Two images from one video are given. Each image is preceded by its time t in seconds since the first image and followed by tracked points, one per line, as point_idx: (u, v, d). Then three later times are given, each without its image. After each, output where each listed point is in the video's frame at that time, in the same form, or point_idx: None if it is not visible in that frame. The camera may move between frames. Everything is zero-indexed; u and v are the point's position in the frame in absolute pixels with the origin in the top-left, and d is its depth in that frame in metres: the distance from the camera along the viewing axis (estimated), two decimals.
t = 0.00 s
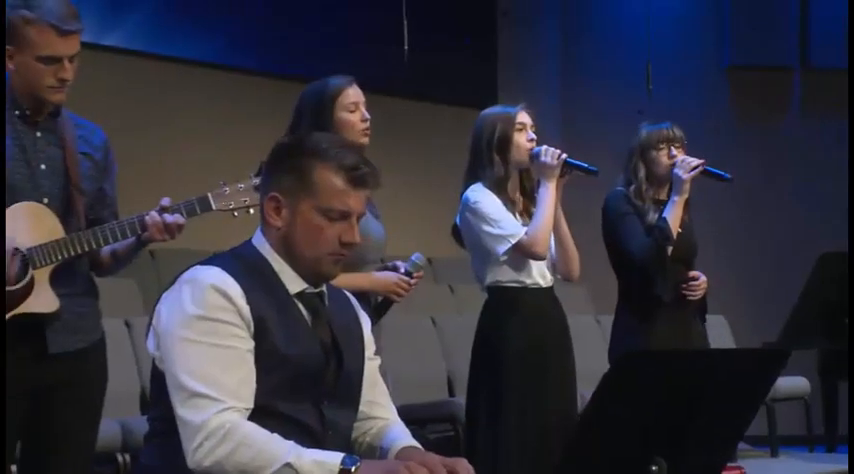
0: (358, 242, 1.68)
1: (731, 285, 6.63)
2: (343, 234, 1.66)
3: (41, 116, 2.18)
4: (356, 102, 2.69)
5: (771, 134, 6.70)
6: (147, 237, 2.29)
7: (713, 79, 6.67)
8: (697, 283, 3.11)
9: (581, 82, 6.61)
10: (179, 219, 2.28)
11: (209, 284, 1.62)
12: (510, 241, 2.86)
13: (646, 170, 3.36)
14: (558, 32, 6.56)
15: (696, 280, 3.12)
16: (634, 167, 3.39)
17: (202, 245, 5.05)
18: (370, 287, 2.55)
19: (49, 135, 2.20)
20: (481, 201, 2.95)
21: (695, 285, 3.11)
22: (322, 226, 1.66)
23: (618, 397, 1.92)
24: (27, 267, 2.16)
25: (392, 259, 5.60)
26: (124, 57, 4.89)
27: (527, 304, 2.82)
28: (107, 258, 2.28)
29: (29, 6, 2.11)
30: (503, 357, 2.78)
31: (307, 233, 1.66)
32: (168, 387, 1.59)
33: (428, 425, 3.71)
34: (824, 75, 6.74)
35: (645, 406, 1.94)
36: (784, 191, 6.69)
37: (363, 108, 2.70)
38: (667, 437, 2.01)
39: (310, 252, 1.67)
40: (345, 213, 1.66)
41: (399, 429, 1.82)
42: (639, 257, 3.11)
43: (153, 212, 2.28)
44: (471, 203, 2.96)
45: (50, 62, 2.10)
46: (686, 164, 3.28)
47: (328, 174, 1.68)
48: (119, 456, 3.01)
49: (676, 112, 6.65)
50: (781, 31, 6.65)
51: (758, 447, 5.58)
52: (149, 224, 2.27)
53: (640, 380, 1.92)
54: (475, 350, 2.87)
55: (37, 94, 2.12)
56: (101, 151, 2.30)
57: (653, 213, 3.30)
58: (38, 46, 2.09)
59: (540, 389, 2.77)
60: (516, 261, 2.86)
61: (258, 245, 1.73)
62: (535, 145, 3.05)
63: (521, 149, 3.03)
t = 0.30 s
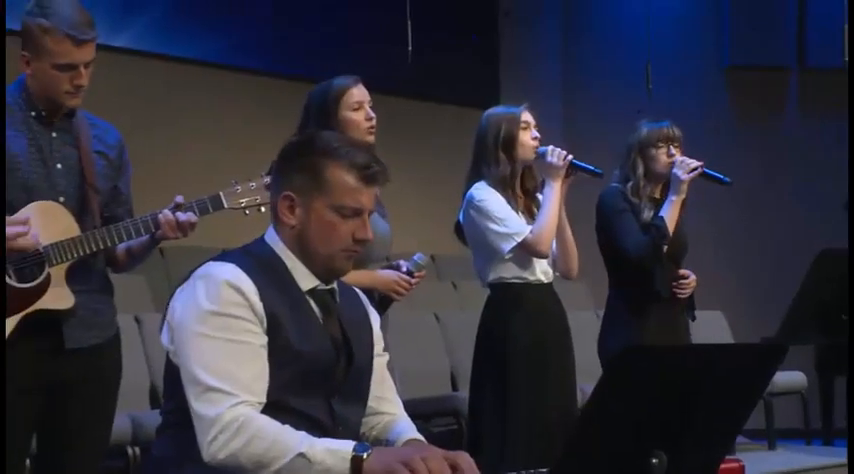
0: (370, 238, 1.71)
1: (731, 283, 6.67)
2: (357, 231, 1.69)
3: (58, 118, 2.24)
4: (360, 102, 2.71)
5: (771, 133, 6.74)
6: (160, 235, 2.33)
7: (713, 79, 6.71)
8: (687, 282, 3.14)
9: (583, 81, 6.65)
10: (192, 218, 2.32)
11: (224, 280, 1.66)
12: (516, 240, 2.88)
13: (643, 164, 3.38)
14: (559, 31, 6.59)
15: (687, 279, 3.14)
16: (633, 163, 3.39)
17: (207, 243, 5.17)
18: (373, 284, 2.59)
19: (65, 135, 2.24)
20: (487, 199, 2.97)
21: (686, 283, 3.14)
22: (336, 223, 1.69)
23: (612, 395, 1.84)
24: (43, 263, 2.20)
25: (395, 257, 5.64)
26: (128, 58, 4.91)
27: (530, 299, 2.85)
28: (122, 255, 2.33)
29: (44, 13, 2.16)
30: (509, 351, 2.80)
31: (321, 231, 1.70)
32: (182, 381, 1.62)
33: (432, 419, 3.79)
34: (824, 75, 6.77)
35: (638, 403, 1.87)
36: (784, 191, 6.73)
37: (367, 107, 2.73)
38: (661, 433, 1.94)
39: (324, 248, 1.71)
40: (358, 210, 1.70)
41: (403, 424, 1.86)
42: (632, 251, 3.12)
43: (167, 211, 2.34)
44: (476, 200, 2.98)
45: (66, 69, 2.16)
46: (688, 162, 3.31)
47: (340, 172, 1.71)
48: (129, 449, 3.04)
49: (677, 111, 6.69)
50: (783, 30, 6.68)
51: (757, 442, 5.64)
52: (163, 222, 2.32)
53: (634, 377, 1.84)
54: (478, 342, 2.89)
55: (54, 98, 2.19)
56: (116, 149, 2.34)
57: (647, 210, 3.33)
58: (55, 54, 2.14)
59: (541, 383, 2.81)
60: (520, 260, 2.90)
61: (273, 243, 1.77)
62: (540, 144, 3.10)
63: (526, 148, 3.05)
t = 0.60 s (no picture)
0: (395, 248, 1.78)
1: (732, 281, 6.71)
2: (382, 242, 1.75)
3: (72, 119, 2.30)
4: (365, 101, 2.76)
5: (771, 132, 6.76)
6: (172, 234, 2.38)
7: (713, 78, 6.73)
8: (683, 280, 3.21)
9: (582, 81, 6.73)
10: (202, 218, 2.37)
11: (245, 280, 1.73)
12: (522, 237, 2.92)
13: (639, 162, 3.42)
14: (560, 34, 6.73)
15: (683, 276, 3.21)
16: (629, 161, 3.43)
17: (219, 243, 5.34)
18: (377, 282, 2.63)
19: (78, 135, 2.30)
20: (493, 198, 3.01)
21: (683, 280, 3.22)
22: (363, 233, 1.75)
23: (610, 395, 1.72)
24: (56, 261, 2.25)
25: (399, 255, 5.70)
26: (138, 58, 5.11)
27: (535, 296, 2.90)
28: (135, 252, 2.40)
29: (57, 16, 2.22)
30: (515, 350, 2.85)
31: (349, 240, 1.76)
32: (199, 377, 1.69)
33: (435, 414, 3.83)
34: (824, 75, 6.78)
35: (639, 403, 1.76)
36: (784, 191, 6.74)
37: (371, 105, 2.78)
38: (661, 435, 1.83)
39: (351, 257, 1.76)
40: (386, 222, 1.76)
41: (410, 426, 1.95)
42: (631, 250, 3.13)
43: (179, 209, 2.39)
44: (482, 199, 3.02)
45: (80, 70, 2.21)
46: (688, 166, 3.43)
47: (370, 184, 1.76)
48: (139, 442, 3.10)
49: (678, 110, 6.71)
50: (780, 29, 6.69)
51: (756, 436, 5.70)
52: (175, 221, 2.37)
53: (632, 375, 1.74)
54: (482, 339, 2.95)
55: (68, 99, 2.24)
56: (128, 151, 2.41)
57: (641, 209, 3.34)
58: (68, 55, 2.20)
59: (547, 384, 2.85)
60: (526, 257, 2.94)
61: (300, 248, 1.83)
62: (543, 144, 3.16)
63: (531, 147, 3.09)
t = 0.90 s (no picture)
0: (415, 247, 1.85)
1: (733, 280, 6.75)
2: (404, 241, 1.83)
3: (81, 120, 2.38)
4: (376, 103, 2.83)
5: (771, 133, 6.80)
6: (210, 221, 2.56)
7: (714, 78, 6.78)
8: (682, 275, 3.26)
9: (584, 79, 6.77)
10: (247, 206, 2.57)
11: (266, 279, 1.80)
12: (524, 238, 2.95)
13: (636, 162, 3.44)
14: (565, 34, 6.72)
15: (681, 272, 3.26)
16: (626, 160, 3.45)
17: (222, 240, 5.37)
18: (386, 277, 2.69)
19: (88, 135, 2.38)
20: (497, 199, 3.04)
21: (682, 276, 3.26)
22: (384, 233, 1.82)
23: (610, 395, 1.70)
24: (70, 258, 2.30)
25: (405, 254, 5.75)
26: (141, 58, 5.23)
27: (538, 294, 2.93)
28: (153, 245, 2.51)
29: (62, 21, 2.30)
30: (517, 350, 2.88)
31: (370, 238, 1.83)
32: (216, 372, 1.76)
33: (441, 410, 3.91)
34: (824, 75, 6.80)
35: (638, 403, 1.74)
36: (784, 191, 6.78)
37: (381, 107, 2.84)
38: (663, 431, 1.82)
39: (373, 256, 1.84)
40: (406, 222, 1.83)
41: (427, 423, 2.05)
42: (630, 248, 3.15)
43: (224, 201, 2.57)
44: (487, 200, 3.06)
45: (86, 72, 2.30)
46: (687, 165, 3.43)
47: (390, 184, 1.83)
48: (152, 438, 3.19)
49: (678, 111, 6.77)
50: (782, 30, 6.73)
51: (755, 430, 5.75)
52: (219, 211, 2.55)
53: (632, 375, 1.72)
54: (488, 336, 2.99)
55: (76, 101, 2.33)
56: (138, 148, 2.50)
57: (640, 208, 3.38)
58: (74, 58, 2.28)
59: (549, 373, 2.87)
60: (529, 258, 2.97)
61: (323, 249, 1.91)
62: (547, 146, 3.18)
63: (535, 150, 3.13)
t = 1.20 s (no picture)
0: (423, 249, 1.88)
1: (735, 280, 6.79)
2: (411, 242, 1.86)
3: (94, 119, 2.50)
4: (389, 101, 2.91)
5: (771, 132, 6.85)
6: (222, 212, 2.68)
7: (714, 79, 6.80)
8: (682, 272, 3.29)
9: (583, 79, 6.82)
10: (256, 197, 2.68)
11: (280, 275, 1.84)
12: (527, 236, 2.98)
13: (634, 164, 3.47)
14: (571, 38, 6.82)
15: (682, 269, 3.29)
16: (625, 162, 3.48)
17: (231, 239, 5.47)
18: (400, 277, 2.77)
19: (100, 133, 2.51)
20: (503, 198, 3.08)
21: (683, 272, 3.29)
22: (393, 231, 1.86)
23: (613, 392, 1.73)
24: (87, 252, 2.47)
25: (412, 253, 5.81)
26: (147, 58, 5.26)
27: (543, 290, 2.96)
28: (163, 240, 2.63)
29: (72, 25, 2.40)
30: (523, 345, 2.91)
31: (378, 235, 1.87)
32: (231, 366, 1.80)
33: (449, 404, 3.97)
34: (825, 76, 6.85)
35: (640, 400, 1.77)
36: (784, 191, 6.84)
37: (395, 105, 2.92)
38: (667, 424, 1.85)
39: (380, 253, 1.87)
40: (416, 223, 1.86)
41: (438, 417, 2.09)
42: (632, 247, 3.18)
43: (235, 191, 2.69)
44: (493, 199, 3.09)
45: (97, 76, 2.41)
46: (682, 160, 3.45)
47: (404, 184, 1.87)
48: (166, 432, 3.28)
49: (679, 110, 6.80)
50: (780, 31, 6.77)
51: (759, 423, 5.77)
52: (232, 200, 2.67)
53: (636, 370, 1.75)
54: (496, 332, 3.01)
55: (88, 102, 2.44)
56: (149, 145, 2.61)
57: (640, 206, 3.43)
58: (84, 63, 2.39)
59: (555, 366, 2.92)
60: (533, 256, 3.00)
61: (335, 244, 1.95)
62: (552, 145, 3.21)
63: (540, 150, 3.16)
